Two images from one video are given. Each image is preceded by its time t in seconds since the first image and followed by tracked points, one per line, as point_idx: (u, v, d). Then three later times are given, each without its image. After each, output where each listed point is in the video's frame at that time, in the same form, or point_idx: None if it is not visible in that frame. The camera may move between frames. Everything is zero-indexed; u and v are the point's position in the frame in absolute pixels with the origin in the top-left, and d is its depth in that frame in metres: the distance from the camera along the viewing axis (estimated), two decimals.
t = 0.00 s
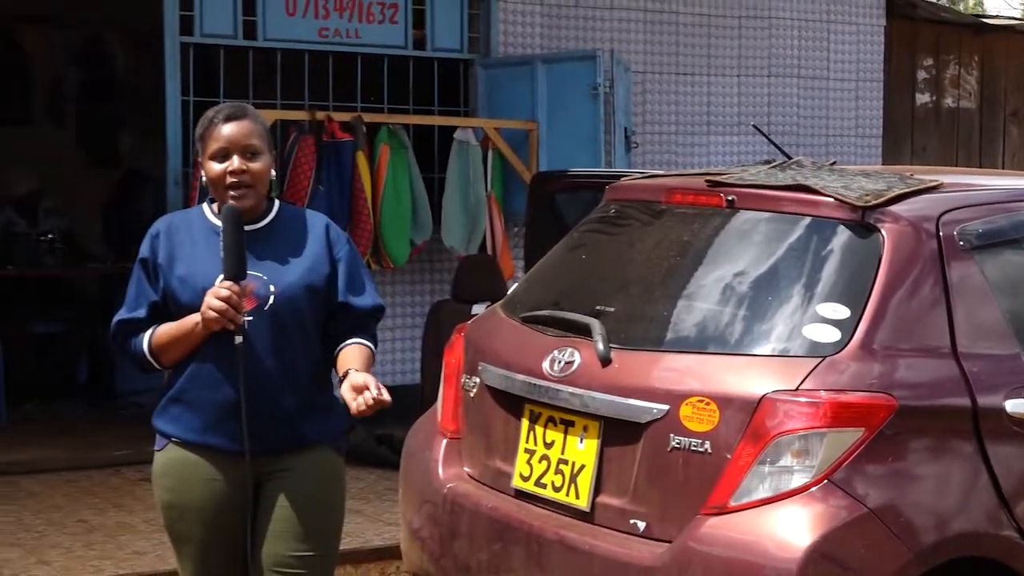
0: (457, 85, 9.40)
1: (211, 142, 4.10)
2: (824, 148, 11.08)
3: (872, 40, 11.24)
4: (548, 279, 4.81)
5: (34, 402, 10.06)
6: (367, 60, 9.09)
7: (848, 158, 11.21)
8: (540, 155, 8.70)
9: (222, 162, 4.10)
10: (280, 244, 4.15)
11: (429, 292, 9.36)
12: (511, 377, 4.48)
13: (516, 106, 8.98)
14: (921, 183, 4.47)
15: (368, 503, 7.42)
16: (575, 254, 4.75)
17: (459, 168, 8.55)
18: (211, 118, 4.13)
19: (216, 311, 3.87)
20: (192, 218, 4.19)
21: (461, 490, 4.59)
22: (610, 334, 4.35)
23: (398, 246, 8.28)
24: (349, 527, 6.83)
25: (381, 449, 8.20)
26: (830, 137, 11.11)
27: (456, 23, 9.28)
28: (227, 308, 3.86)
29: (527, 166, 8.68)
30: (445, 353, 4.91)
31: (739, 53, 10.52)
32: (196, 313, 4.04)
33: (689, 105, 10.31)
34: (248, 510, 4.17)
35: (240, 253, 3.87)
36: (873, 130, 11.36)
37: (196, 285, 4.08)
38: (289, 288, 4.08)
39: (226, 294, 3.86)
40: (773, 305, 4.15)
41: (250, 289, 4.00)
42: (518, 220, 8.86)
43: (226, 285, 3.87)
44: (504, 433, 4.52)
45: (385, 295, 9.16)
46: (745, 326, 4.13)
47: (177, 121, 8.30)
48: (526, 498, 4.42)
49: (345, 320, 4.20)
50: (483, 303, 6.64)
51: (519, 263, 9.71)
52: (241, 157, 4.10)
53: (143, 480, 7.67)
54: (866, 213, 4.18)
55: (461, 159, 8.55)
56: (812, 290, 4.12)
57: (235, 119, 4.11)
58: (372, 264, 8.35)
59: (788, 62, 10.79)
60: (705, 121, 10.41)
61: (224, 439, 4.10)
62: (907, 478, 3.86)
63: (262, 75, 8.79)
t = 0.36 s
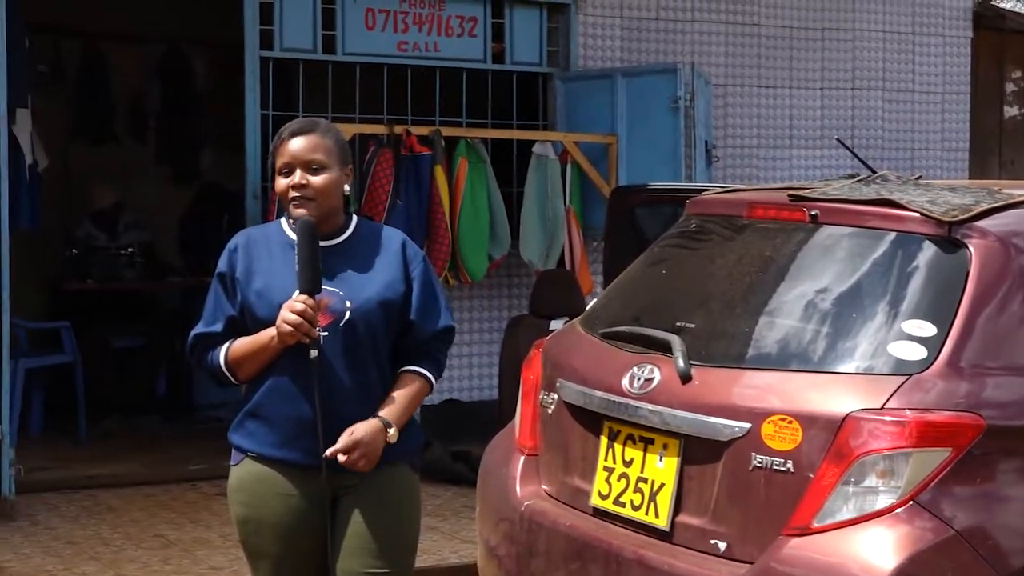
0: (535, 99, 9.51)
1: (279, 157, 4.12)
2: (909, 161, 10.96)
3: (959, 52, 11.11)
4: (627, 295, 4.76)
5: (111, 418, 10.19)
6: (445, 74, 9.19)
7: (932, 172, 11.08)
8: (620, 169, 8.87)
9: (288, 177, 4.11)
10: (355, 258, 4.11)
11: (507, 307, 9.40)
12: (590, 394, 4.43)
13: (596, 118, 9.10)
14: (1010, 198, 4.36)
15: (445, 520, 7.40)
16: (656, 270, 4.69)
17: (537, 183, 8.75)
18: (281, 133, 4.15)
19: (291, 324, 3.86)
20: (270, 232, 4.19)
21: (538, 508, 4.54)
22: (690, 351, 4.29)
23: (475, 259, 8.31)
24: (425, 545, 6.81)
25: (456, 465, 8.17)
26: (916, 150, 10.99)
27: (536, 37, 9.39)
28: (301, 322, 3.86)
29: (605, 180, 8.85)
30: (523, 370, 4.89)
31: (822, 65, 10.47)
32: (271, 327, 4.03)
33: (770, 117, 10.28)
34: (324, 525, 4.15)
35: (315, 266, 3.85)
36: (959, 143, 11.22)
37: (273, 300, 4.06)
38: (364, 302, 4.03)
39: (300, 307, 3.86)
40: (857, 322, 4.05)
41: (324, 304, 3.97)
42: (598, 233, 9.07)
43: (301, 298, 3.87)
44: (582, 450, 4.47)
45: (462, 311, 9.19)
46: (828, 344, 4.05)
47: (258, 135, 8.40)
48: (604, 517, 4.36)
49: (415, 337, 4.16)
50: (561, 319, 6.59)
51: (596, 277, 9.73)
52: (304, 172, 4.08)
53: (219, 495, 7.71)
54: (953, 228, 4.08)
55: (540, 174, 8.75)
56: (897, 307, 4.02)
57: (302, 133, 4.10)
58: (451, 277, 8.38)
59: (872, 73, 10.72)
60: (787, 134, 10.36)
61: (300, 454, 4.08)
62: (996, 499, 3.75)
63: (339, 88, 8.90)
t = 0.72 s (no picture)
0: (578, 119, 9.16)
1: (304, 185, 3.83)
2: (975, 186, 10.60)
3: None
4: (674, 330, 4.45)
5: (124, 457, 9.84)
6: (479, 95, 8.85)
7: (1000, 198, 10.70)
8: (667, 196, 8.49)
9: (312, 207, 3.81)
10: (383, 289, 3.81)
11: (545, 344, 9.07)
12: (634, 437, 4.11)
13: (644, 141, 8.72)
14: None
15: (478, 571, 7.06)
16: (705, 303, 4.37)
17: (579, 210, 8.31)
18: (308, 159, 3.85)
19: (315, 364, 3.58)
20: (294, 261, 3.90)
21: (577, 559, 4.21)
22: (743, 392, 3.96)
23: (511, 290, 8.02)
24: None
25: (490, 512, 7.80)
26: (981, 175, 10.63)
27: (577, 56, 9.06)
28: (325, 362, 3.58)
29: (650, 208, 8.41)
30: (562, 411, 4.57)
31: (885, 83, 10.09)
32: (293, 365, 3.74)
33: (829, 139, 9.90)
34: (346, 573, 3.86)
35: (341, 302, 3.56)
36: None
37: (295, 335, 3.77)
38: (393, 339, 3.74)
39: (325, 346, 3.58)
40: (922, 361, 3.72)
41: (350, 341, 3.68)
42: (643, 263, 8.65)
43: (325, 337, 3.59)
44: (626, 497, 4.14)
45: (497, 350, 8.90)
46: (891, 384, 3.72)
47: (280, 157, 8.10)
48: (647, 568, 4.02)
49: (442, 376, 3.85)
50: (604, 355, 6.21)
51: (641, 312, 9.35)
52: (329, 203, 3.77)
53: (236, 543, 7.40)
54: None
55: (581, 199, 8.30)
56: (965, 344, 3.68)
57: (330, 161, 3.80)
58: (484, 309, 8.06)
59: (936, 94, 10.34)
60: (848, 156, 9.97)
61: (321, 500, 3.77)
62: None
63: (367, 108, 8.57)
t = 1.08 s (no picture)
0: (617, 125, 8.21)
1: (325, 204, 3.53)
2: None
3: None
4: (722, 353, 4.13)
5: (128, 488, 9.38)
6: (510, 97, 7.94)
7: None
8: (712, 210, 7.65)
9: (335, 228, 3.52)
10: (410, 312, 3.53)
11: (581, 368, 8.23)
12: (678, 469, 3.78)
13: (689, 152, 7.82)
14: None
15: None
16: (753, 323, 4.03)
17: (618, 225, 7.53)
18: (328, 175, 3.56)
19: (335, 396, 3.31)
20: (315, 278, 3.62)
21: None
22: (796, 420, 3.61)
23: (545, 313, 7.27)
24: None
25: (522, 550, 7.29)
26: None
27: (616, 54, 8.10)
28: (347, 394, 3.30)
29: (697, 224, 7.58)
30: (600, 440, 4.25)
31: (950, 87, 9.11)
32: (314, 394, 3.46)
33: (889, 149, 8.92)
34: None
35: (364, 329, 3.28)
36: None
37: (315, 359, 3.48)
38: (420, 366, 3.46)
39: (346, 376, 3.30)
40: (990, 388, 3.32)
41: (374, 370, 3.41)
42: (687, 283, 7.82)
43: (347, 365, 3.31)
44: (669, 533, 3.80)
45: (530, 374, 8.10)
46: (956, 413, 3.34)
47: (296, 170, 7.35)
48: None
49: (471, 404, 3.56)
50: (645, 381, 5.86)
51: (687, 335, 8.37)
52: (353, 224, 3.48)
53: None
54: None
55: (620, 213, 7.53)
56: None
57: (352, 178, 3.50)
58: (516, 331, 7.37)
59: (1005, 99, 9.37)
60: (909, 168, 9.00)
61: (340, 536, 3.49)
62: None
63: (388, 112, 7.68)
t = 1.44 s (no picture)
0: (673, 131, 7.73)
1: (372, 203, 3.30)
2: None
3: None
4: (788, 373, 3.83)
5: (153, 510, 9.08)
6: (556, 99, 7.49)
7: None
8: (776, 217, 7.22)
9: (382, 229, 3.28)
10: (454, 330, 3.29)
11: (634, 389, 7.71)
12: (740, 499, 3.47)
13: (750, 155, 7.40)
14: None
15: None
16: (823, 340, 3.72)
17: (675, 232, 7.07)
18: (377, 172, 3.33)
19: (374, 419, 3.05)
20: (352, 291, 3.36)
21: None
22: (868, 446, 3.27)
23: (595, 328, 6.74)
24: None
25: None
26: None
27: (672, 53, 7.59)
28: (386, 416, 3.04)
29: (758, 232, 7.14)
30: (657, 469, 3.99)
31: None
32: (349, 417, 3.20)
33: (968, 152, 8.34)
34: None
35: (405, 346, 3.02)
36: None
37: (351, 379, 3.21)
38: (465, 388, 3.21)
39: (385, 398, 3.03)
40: None
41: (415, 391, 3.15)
42: (749, 297, 7.29)
43: (386, 386, 3.04)
44: (729, 567, 3.48)
45: (579, 395, 7.58)
46: None
47: (328, 173, 6.88)
48: None
49: (518, 428, 3.31)
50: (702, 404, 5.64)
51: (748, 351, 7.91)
52: (402, 224, 3.24)
53: None
54: None
55: (677, 220, 7.07)
56: None
57: (403, 175, 3.28)
58: (565, 348, 6.86)
59: None
60: (991, 172, 8.40)
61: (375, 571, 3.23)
62: None
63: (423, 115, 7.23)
